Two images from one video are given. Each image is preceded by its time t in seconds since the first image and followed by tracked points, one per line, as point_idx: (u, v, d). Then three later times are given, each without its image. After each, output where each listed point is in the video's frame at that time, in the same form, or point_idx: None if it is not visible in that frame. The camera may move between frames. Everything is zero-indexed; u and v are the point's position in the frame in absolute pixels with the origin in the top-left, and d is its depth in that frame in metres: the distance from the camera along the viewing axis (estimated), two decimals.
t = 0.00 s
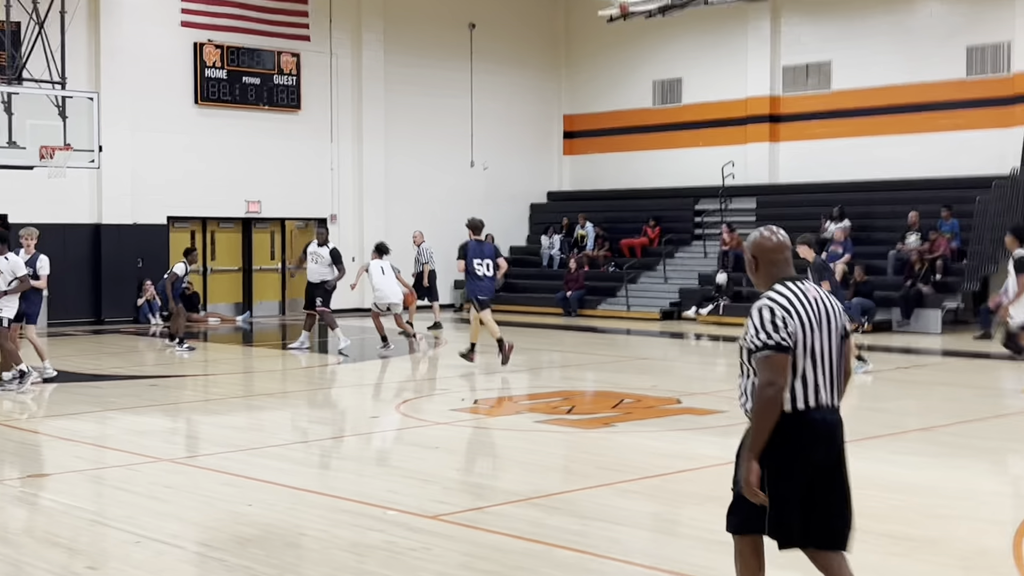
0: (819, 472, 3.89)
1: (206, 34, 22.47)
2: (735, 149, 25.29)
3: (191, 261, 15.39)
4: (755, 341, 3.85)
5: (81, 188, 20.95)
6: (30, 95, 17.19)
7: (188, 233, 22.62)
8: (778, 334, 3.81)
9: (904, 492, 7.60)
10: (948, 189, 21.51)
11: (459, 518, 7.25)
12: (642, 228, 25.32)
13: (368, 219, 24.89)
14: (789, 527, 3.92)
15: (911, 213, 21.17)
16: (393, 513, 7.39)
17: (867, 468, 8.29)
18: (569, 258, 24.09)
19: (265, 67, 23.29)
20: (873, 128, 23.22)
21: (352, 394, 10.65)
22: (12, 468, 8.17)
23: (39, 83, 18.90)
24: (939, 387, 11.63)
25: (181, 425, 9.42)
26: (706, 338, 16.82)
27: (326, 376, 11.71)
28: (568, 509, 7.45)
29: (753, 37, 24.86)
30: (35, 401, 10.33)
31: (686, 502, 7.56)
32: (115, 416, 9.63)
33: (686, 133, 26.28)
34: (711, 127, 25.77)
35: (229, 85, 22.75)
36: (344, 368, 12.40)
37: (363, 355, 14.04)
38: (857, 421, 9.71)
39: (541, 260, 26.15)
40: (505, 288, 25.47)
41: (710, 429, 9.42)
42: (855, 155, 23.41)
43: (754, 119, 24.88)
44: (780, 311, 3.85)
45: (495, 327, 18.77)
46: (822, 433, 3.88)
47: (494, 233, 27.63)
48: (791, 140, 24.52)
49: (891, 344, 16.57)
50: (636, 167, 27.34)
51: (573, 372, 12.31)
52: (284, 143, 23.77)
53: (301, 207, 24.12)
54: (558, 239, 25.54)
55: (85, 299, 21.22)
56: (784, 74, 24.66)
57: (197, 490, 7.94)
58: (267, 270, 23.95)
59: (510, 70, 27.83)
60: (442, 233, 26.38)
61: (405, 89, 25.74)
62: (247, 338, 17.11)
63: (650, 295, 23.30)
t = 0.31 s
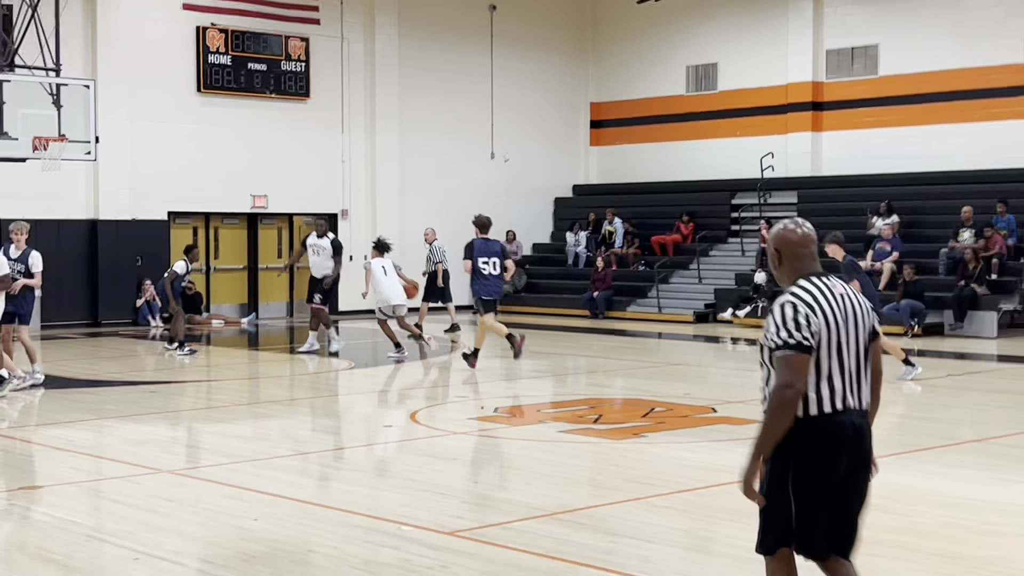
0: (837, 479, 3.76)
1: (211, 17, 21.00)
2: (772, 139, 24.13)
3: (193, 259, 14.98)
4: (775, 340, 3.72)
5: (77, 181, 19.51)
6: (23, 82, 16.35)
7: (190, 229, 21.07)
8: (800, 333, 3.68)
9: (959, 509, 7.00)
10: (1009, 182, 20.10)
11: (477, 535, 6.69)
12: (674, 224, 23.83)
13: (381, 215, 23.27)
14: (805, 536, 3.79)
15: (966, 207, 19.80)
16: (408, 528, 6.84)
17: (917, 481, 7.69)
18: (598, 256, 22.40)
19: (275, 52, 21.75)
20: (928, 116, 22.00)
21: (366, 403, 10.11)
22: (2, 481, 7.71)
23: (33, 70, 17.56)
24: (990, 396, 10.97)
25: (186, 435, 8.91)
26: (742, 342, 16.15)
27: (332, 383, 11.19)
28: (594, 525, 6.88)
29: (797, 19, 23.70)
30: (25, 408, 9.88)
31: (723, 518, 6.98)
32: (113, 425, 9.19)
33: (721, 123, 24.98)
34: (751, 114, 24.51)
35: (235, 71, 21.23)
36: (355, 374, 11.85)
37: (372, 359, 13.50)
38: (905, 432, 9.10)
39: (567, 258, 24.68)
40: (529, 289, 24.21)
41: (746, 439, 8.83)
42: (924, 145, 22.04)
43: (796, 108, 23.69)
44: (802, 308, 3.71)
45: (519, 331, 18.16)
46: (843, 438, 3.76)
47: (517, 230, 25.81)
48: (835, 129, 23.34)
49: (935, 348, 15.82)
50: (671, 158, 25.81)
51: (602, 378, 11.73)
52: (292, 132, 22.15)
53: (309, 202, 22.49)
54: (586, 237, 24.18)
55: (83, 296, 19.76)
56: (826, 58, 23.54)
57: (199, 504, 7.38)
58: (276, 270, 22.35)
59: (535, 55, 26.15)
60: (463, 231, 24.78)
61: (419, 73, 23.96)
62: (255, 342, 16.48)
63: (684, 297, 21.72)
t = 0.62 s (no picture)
0: (868, 487, 3.51)
1: None
2: (830, 128, 22.41)
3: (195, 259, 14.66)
4: (799, 332, 3.50)
5: (76, 173, 18.80)
6: (18, 66, 15.52)
7: (196, 225, 20.27)
8: (827, 326, 3.46)
9: None
10: None
11: (505, 556, 6.08)
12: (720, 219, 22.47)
13: (403, 210, 22.22)
14: (828, 546, 3.55)
15: None
16: (431, 549, 6.23)
17: (989, 500, 7.01)
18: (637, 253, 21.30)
19: (287, 34, 20.86)
20: (992, 101, 20.37)
21: (388, 414, 9.47)
22: None
23: (30, 53, 16.71)
24: None
25: (193, 448, 8.32)
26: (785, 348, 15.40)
27: (349, 392, 10.58)
28: (634, 546, 6.25)
29: None
30: (21, 418, 9.36)
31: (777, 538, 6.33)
32: (115, 437, 8.65)
33: (776, 108, 23.24)
34: (809, 100, 22.77)
35: (246, 54, 20.37)
36: (375, 382, 11.23)
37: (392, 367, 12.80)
38: (972, 447, 8.39)
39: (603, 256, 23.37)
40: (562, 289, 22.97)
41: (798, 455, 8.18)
42: (979, 133, 20.48)
43: (854, 91, 21.94)
44: (830, 300, 3.49)
45: (549, 335, 17.46)
46: (877, 441, 3.50)
47: (548, 224, 24.47)
48: (898, 115, 21.59)
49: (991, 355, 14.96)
50: (713, 146, 24.15)
51: (640, 387, 11.03)
52: (307, 119, 21.20)
53: (327, 195, 21.54)
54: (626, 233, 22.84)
55: (85, 301, 19.09)
56: (887, 39, 21.78)
57: (205, 521, 6.79)
58: (289, 267, 21.48)
59: (570, 37, 24.72)
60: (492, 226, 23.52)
61: (443, 57, 22.81)
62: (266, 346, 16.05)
63: (733, 298, 20.64)
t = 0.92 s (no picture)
0: (874, 483, 3.49)
1: None
2: (852, 128, 22.35)
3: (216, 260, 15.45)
4: (803, 328, 3.51)
5: (100, 174, 18.90)
6: (41, 67, 15.63)
7: (219, 225, 20.35)
8: (831, 322, 3.47)
9: None
10: None
11: (527, 556, 6.08)
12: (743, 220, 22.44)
13: (426, 210, 22.22)
14: (838, 544, 3.53)
15: None
16: (453, 549, 6.23)
17: (1012, 501, 6.98)
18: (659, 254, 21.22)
19: (309, 35, 20.89)
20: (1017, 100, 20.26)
21: (411, 414, 9.49)
22: (18, 496, 7.21)
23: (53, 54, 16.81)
24: None
25: (217, 448, 8.36)
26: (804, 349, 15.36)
27: (370, 392, 10.60)
28: (656, 547, 6.24)
29: None
30: (45, 417, 9.41)
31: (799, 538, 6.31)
32: (138, 436, 8.67)
33: (800, 108, 23.12)
34: (833, 100, 22.67)
35: (268, 55, 20.42)
36: (397, 382, 11.25)
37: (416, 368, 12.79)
38: (995, 449, 8.36)
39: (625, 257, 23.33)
40: (583, 290, 22.94)
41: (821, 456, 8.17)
42: (1004, 132, 20.38)
43: (877, 92, 21.80)
44: (835, 297, 3.50)
45: (568, 336, 17.46)
46: (883, 436, 3.49)
47: (569, 224, 24.44)
48: (921, 115, 21.52)
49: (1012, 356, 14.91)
50: (735, 147, 24.11)
51: (662, 387, 11.02)
52: (327, 120, 21.23)
53: (349, 196, 21.59)
54: (646, 233, 22.84)
55: (107, 303, 19.19)
56: (910, 39, 21.71)
57: (229, 520, 6.81)
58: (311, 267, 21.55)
59: (592, 37, 24.70)
60: (514, 226, 23.53)
61: (465, 57, 22.82)
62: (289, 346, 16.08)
63: (756, 300, 20.58)
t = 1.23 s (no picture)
0: (881, 486, 3.50)
1: (264, 2, 20.27)
2: (873, 129, 22.25)
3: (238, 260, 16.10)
4: (810, 331, 3.50)
5: (124, 176, 18.98)
6: (64, 71, 15.76)
7: (242, 227, 20.36)
8: (838, 325, 3.45)
9: None
10: None
11: (549, 558, 6.08)
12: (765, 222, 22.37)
13: (447, 213, 22.23)
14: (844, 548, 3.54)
15: None
16: (475, 551, 6.24)
17: None
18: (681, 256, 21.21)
19: (332, 38, 20.92)
20: None
21: (434, 415, 9.51)
22: (44, 497, 7.26)
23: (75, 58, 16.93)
24: None
25: (242, 449, 8.39)
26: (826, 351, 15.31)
27: (394, 393, 10.62)
28: (678, 550, 6.23)
29: None
30: (70, 418, 9.47)
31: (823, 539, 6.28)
32: (162, 438, 8.71)
33: (823, 110, 23.02)
34: (856, 101, 22.56)
35: (291, 58, 20.46)
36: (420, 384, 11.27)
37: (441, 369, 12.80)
38: (1021, 452, 8.31)
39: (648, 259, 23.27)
40: (606, 292, 22.93)
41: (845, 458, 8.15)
42: None
43: (901, 94, 21.76)
44: (842, 300, 3.49)
45: (588, 337, 17.46)
46: (890, 441, 3.49)
47: (591, 227, 24.40)
48: (944, 117, 21.40)
49: None
50: (757, 150, 24.03)
51: (684, 389, 11.00)
52: (349, 122, 21.25)
53: (371, 198, 21.60)
54: (667, 236, 22.65)
55: (130, 304, 19.25)
56: (935, 40, 21.60)
57: (253, 522, 6.83)
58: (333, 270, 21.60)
59: (615, 39, 24.67)
60: (537, 229, 23.55)
61: (487, 59, 22.83)
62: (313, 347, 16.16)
63: (779, 303, 20.48)
